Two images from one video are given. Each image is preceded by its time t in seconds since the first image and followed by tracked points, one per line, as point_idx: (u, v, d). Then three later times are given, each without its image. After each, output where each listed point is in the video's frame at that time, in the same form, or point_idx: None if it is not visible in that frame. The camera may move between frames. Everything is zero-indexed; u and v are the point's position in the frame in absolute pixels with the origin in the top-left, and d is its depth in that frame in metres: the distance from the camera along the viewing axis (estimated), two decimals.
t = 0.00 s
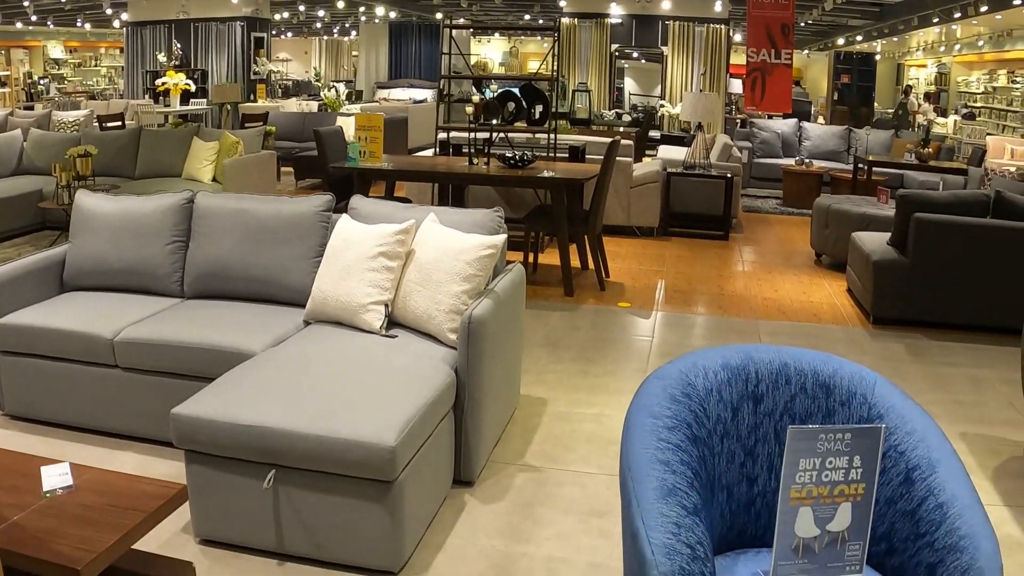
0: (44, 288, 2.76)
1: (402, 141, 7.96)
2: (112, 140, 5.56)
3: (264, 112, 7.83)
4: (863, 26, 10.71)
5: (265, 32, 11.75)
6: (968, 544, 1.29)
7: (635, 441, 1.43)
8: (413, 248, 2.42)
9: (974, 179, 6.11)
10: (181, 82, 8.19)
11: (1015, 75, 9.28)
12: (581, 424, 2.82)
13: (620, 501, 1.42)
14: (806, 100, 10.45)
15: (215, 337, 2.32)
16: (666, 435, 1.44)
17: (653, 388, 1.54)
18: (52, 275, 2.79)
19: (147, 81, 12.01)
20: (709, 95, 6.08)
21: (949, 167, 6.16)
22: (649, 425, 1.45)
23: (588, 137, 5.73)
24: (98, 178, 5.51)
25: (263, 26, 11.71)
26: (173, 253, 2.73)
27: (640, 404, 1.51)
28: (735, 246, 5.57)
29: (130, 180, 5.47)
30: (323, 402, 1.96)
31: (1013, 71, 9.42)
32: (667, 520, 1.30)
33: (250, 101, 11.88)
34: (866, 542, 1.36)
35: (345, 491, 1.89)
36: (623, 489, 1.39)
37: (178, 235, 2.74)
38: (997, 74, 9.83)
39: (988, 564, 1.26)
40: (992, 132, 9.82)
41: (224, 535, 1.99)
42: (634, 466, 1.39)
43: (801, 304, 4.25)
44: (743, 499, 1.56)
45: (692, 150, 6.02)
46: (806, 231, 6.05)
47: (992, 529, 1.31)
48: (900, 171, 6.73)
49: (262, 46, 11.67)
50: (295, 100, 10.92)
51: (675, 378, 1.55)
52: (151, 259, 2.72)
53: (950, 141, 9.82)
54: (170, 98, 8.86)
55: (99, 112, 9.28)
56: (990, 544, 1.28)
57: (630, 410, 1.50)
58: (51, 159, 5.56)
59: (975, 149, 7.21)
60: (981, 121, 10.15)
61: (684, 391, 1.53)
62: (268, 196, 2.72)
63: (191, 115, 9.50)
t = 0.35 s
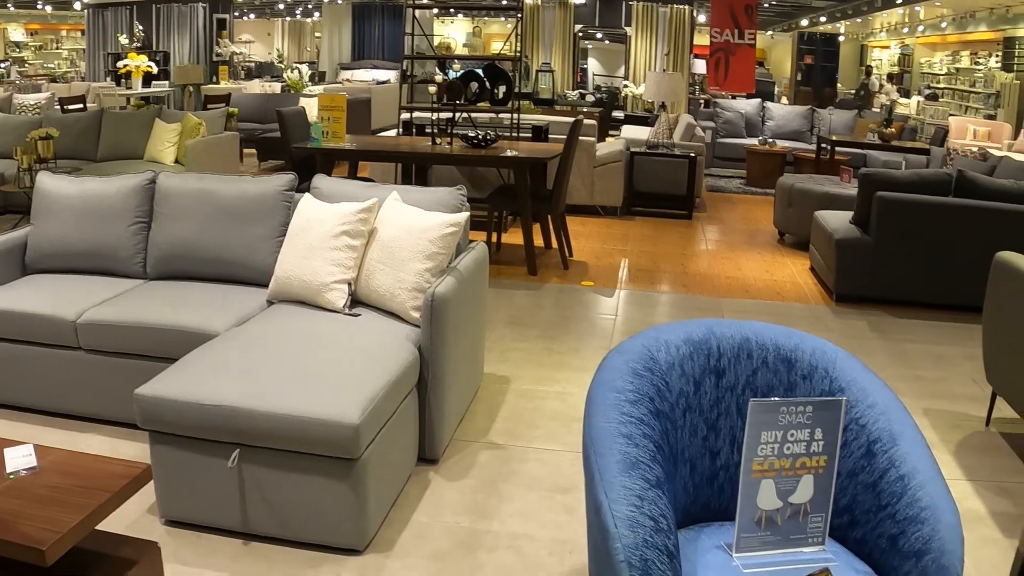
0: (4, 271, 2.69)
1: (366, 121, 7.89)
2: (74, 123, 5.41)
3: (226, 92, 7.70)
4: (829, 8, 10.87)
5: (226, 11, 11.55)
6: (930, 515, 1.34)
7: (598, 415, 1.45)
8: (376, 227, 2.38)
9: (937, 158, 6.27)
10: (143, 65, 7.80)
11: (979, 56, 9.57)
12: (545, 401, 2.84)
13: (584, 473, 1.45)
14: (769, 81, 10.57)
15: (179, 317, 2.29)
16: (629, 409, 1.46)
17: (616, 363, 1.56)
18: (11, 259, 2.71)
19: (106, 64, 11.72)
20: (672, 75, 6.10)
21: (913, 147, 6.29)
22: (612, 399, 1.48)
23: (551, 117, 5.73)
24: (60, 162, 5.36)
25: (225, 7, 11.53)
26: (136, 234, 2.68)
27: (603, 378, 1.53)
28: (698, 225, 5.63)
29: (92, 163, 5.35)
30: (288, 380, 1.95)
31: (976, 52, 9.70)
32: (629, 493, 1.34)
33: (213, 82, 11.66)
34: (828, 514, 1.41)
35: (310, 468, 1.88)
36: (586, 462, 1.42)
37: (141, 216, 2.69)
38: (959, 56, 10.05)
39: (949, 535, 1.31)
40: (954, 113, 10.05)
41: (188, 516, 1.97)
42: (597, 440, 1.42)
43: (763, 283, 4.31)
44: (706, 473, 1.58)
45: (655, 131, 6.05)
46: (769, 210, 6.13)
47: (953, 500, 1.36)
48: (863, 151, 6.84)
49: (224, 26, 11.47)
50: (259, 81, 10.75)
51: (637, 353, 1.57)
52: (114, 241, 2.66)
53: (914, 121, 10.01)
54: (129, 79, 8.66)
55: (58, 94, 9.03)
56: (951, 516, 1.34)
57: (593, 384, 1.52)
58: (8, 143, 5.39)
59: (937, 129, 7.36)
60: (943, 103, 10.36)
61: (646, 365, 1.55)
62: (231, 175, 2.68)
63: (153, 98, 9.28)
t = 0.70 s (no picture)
0: None
1: (323, 103, 7.79)
2: (29, 109, 5.18)
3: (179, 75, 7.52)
4: None
5: None
6: (891, 486, 1.42)
7: (564, 391, 1.47)
8: (338, 209, 2.36)
9: (895, 138, 6.44)
10: (98, 48, 7.58)
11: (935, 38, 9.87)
12: (506, 381, 2.86)
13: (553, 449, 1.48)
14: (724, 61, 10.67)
15: (144, 302, 2.26)
16: (595, 385, 1.49)
17: (581, 340, 1.57)
18: None
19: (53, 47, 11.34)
20: (631, 56, 6.12)
21: (868, 127, 6.42)
22: (578, 375, 1.50)
23: (508, 99, 5.72)
24: (15, 148, 5.14)
25: None
26: (96, 219, 2.62)
27: (570, 354, 1.55)
28: (655, 205, 5.69)
29: (48, 148, 5.17)
30: (253, 362, 1.94)
31: (930, 33, 9.99)
32: (598, 469, 1.37)
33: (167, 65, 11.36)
34: (792, 487, 1.46)
35: (278, 450, 1.87)
36: (554, 437, 1.44)
37: (102, 200, 2.63)
38: (914, 36, 10.26)
39: (910, 506, 1.40)
40: (909, 93, 10.26)
41: (155, 501, 1.96)
42: (565, 416, 1.44)
43: (721, 262, 4.38)
44: (672, 448, 1.61)
45: (612, 112, 6.08)
46: (725, 190, 6.22)
47: (913, 471, 1.44)
48: (820, 131, 6.97)
49: (177, 10, 11.22)
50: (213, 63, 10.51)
51: (602, 330, 1.59)
52: (73, 227, 2.60)
53: (869, 101, 10.20)
54: (82, 64, 8.38)
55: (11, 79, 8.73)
56: (911, 487, 1.42)
57: (560, 361, 1.54)
58: None
59: (892, 110, 7.52)
60: (898, 83, 10.53)
61: (611, 342, 1.57)
62: (191, 158, 2.64)
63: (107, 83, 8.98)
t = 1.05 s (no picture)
0: None
1: (274, 83, 7.65)
2: None
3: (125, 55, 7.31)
4: None
5: None
6: (864, 452, 1.49)
7: (544, 365, 1.50)
8: (303, 188, 2.34)
9: (845, 113, 6.59)
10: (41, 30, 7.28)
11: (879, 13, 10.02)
12: (472, 358, 2.86)
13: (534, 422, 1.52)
14: (674, 37, 10.76)
15: (109, 285, 2.22)
16: (574, 358, 1.52)
17: (558, 314, 1.59)
18: None
19: None
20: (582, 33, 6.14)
21: (817, 102, 6.55)
22: (557, 349, 1.52)
23: (461, 76, 5.70)
24: None
25: None
26: (57, 202, 2.55)
27: (546, 328, 1.58)
28: (608, 181, 5.74)
29: None
30: (225, 344, 1.92)
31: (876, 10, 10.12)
32: (580, 440, 1.42)
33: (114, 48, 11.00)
34: (767, 454, 1.52)
35: (252, 431, 1.87)
36: (535, 410, 1.48)
37: (62, 183, 2.56)
38: (861, 13, 10.45)
39: (882, 470, 1.47)
40: (856, 68, 10.46)
41: (130, 486, 1.94)
42: (545, 389, 1.47)
43: (676, 236, 4.46)
44: (647, 419, 1.65)
45: (564, 89, 6.11)
46: (678, 165, 6.30)
47: (882, 436, 1.51)
48: (769, 106, 7.09)
49: None
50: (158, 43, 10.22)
51: (577, 303, 1.61)
52: (33, 212, 2.53)
53: (816, 77, 10.38)
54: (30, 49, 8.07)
55: None
56: (882, 451, 1.49)
57: (537, 335, 1.56)
58: None
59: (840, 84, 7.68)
60: (846, 58, 10.73)
61: (587, 316, 1.59)
62: (151, 139, 2.58)
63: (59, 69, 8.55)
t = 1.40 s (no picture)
0: None
1: (219, 58, 7.48)
2: None
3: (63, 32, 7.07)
4: None
5: None
6: (834, 407, 1.56)
7: (522, 328, 1.54)
8: (265, 160, 2.32)
9: (791, 80, 6.71)
10: None
11: None
12: (434, 325, 2.84)
13: (511, 384, 1.56)
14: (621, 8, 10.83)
15: (71, 263, 2.18)
16: (550, 321, 1.55)
17: (532, 278, 1.62)
18: None
19: None
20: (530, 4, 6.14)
21: (764, 70, 6.68)
22: (534, 312, 1.56)
23: (410, 48, 5.65)
24: None
25: None
26: (13, 181, 2.48)
27: (520, 292, 1.60)
28: (558, 151, 5.77)
29: None
30: (195, 318, 1.91)
31: None
32: (561, 400, 1.47)
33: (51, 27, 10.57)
34: (740, 411, 1.59)
35: (225, 404, 1.87)
36: (514, 372, 1.52)
37: (19, 163, 2.49)
38: None
39: (851, 423, 1.55)
40: (800, 37, 10.63)
41: (104, 463, 1.93)
42: (523, 350, 1.51)
43: (630, 204, 4.52)
44: (621, 379, 1.69)
45: (514, 60, 6.10)
46: (627, 135, 6.36)
47: (851, 391, 1.59)
48: (716, 74, 7.19)
49: None
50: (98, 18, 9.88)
51: (551, 267, 1.64)
52: None
53: (760, 45, 10.54)
54: None
55: None
56: (852, 407, 1.57)
57: (513, 299, 1.60)
58: None
59: (786, 53, 7.83)
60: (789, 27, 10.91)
61: (561, 279, 1.62)
62: (106, 115, 2.53)
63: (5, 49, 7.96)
